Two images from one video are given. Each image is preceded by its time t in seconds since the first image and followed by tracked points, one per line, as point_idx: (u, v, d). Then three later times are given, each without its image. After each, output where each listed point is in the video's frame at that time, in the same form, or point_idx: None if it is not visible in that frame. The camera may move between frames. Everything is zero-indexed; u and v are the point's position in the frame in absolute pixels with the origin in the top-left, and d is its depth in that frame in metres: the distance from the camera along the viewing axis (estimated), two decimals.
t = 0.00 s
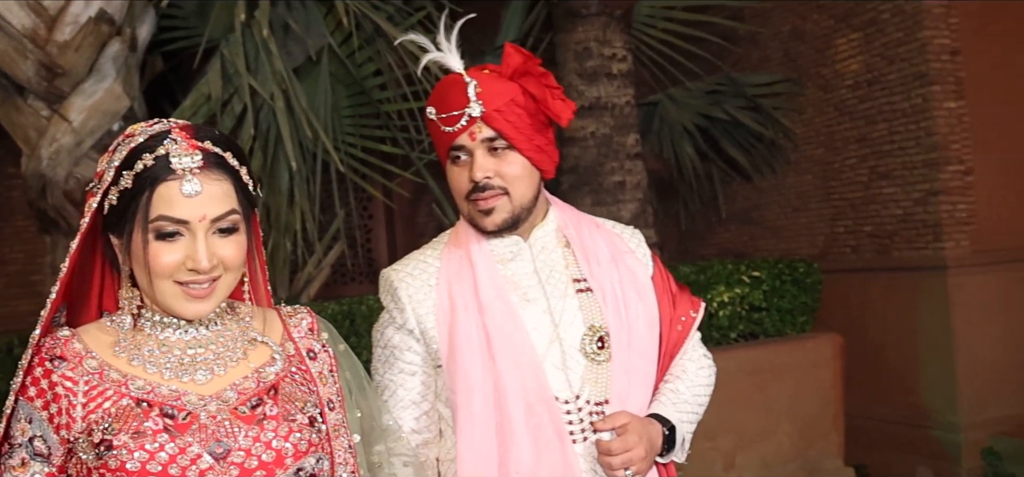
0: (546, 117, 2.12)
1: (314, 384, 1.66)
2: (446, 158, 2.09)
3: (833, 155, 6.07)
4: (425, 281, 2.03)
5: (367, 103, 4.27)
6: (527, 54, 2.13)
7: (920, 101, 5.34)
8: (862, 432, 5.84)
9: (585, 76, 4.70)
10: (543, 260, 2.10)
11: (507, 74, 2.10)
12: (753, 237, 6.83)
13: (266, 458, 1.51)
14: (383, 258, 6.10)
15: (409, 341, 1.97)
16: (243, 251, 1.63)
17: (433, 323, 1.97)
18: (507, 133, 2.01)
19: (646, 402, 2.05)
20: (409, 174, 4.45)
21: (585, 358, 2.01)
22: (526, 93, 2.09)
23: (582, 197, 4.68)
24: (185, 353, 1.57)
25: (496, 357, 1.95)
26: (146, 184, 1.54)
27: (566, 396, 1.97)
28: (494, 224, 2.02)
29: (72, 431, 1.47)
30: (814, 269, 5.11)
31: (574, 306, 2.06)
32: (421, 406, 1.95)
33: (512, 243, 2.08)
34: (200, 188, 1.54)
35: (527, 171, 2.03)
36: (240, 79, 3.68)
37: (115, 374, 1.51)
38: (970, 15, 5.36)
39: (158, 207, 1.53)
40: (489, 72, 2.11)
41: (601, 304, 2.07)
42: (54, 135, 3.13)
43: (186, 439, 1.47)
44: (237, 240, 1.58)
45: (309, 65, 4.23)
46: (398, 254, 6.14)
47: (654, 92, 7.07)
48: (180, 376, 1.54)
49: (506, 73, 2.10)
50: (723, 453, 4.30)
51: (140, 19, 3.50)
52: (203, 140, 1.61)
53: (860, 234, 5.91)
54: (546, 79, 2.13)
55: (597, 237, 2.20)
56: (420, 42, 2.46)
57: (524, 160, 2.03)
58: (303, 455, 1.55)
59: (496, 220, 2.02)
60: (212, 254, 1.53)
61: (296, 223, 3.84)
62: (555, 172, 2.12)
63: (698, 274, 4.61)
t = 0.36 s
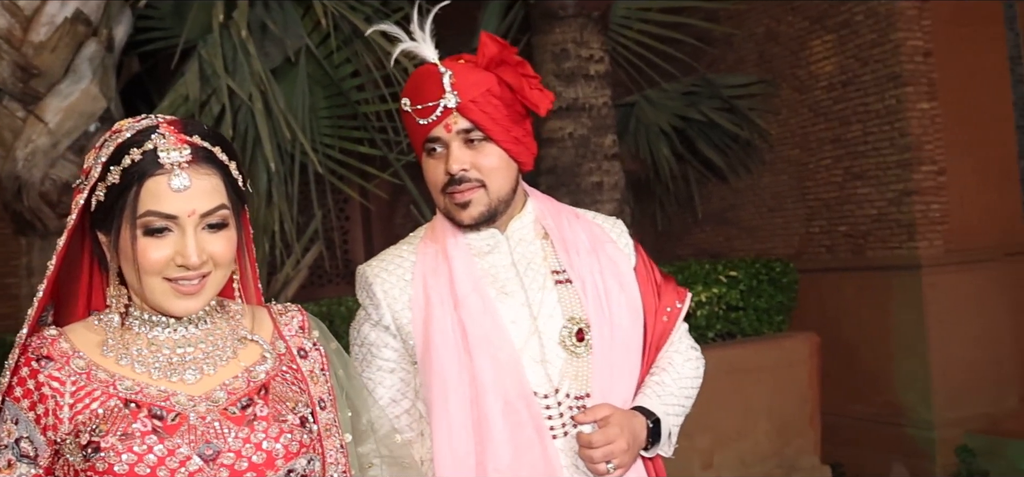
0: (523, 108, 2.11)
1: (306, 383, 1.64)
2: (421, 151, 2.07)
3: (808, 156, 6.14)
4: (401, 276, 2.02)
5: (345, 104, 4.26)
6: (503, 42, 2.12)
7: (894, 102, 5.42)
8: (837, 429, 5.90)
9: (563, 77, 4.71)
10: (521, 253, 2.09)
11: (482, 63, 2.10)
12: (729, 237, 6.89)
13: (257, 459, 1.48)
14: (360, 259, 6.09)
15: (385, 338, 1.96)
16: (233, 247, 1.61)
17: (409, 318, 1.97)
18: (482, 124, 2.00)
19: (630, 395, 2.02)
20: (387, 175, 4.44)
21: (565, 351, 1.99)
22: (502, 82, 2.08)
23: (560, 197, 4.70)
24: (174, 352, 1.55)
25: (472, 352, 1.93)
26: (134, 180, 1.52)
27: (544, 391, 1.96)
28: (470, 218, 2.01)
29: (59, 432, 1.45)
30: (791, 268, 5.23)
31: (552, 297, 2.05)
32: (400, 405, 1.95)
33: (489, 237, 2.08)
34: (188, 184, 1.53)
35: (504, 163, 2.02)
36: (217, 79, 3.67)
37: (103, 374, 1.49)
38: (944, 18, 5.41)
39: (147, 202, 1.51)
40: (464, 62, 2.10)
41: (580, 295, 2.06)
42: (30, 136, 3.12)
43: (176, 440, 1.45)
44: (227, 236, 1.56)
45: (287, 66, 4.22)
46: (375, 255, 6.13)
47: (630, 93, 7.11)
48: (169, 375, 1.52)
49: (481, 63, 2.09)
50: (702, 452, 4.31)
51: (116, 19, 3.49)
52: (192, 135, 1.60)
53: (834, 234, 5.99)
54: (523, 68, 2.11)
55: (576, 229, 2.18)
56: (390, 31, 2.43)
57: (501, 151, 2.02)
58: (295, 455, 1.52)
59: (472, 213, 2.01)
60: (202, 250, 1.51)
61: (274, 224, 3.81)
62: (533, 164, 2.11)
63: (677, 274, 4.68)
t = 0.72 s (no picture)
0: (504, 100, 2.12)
1: (296, 380, 1.62)
2: (400, 143, 2.07)
3: (783, 155, 6.19)
4: (379, 274, 2.02)
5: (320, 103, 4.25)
6: (482, 33, 2.12)
7: (868, 101, 5.47)
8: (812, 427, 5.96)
9: (540, 76, 4.72)
10: (501, 249, 2.09)
11: (462, 54, 2.10)
12: (704, 236, 6.93)
13: (248, 459, 1.46)
14: (335, 259, 6.06)
15: (363, 336, 1.96)
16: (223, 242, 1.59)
17: (387, 316, 1.97)
18: (462, 117, 2.00)
19: (616, 391, 2.00)
20: (363, 174, 4.42)
21: (545, 349, 2.00)
22: (482, 74, 2.08)
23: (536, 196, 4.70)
24: (162, 349, 1.53)
25: (450, 350, 1.93)
26: (120, 172, 1.49)
27: (523, 390, 1.95)
28: (450, 213, 2.01)
29: (45, 432, 1.43)
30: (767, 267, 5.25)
31: (532, 293, 2.05)
32: (379, 404, 1.94)
33: (468, 232, 2.08)
34: (176, 176, 1.50)
35: (485, 157, 2.02)
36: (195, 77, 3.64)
37: (90, 373, 1.47)
38: (919, 19, 5.54)
39: (133, 195, 1.49)
40: (444, 53, 2.10)
41: (560, 291, 2.06)
42: (4, 135, 3.10)
43: (164, 441, 1.43)
44: (216, 229, 1.54)
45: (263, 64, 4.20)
46: (350, 254, 6.10)
47: (606, 92, 7.13)
48: (157, 374, 1.49)
49: (461, 53, 2.09)
50: (678, 449, 4.34)
51: (92, 17, 3.45)
52: (179, 127, 1.57)
53: (809, 233, 6.04)
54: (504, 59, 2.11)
55: (558, 224, 2.18)
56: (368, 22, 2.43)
57: (482, 145, 2.02)
58: (286, 455, 1.50)
59: (451, 208, 2.00)
60: (190, 244, 1.48)
61: (251, 223, 3.78)
62: (513, 157, 2.11)
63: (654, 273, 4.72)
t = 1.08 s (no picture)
0: (488, 95, 2.11)
1: (287, 379, 1.63)
2: (382, 139, 2.06)
3: (755, 156, 6.24)
4: (361, 272, 2.01)
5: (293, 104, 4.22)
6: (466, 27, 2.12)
7: (840, 102, 5.56)
8: (786, 425, 6.02)
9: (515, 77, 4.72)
10: (484, 246, 2.08)
11: (446, 49, 2.10)
12: (678, 236, 6.96)
13: (239, 460, 1.47)
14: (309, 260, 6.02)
15: (346, 337, 1.96)
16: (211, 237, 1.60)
17: (368, 315, 1.96)
18: (445, 112, 1.99)
19: (602, 390, 2.00)
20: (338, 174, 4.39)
21: (526, 348, 2.00)
22: (466, 69, 2.08)
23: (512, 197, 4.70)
24: (149, 348, 1.54)
25: (430, 349, 1.92)
26: (105, 167, 1.50)
27: (501, 392, 1.94)
28: (434, 210, 2.00)
29: (30, 435, 1.43)
30: (741, 266, 5.22)
31: (514, 290, 2.05)
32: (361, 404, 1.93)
33: (451, 228, 2.07)
34: (164, 171, 1.51)
35: (469, 153, 2.02)
36: (170, 76, 3.61)
37: (75, 374, 1.47)
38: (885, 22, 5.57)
39: (119, 190, 1.49)
40: (427, 47, 2.10)
41: (542, 288, 2.06)
42: None
43: (154, 442, 1.44)
44: (204, 225, 1.55)
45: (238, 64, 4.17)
46: (324, 255, 6.06)
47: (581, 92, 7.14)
48: (145, 373, 1.50)
49: (444, 48, 2.09)
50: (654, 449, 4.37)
51: (65, 15, 3.59)
52: (166, 121, 1.58)
53: (782, 233, 6.08)
54: (488, 54, 2.11)
55: (542, 218, 2.17)
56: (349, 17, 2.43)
57: (466, 141, 2.02)
58: (278, 455, 1.51)
59: (434, 205, 1.99)
60: (178, 240, 1.49)
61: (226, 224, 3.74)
62: (498, 153, 2.10)
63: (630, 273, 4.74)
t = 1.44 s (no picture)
0: (472, 90, 2.10)
1: (274, 377, 1.61)
2: (365, 134, 2.05)
3: (723, 156, 6.26)
4: (342, 271, 2.00)
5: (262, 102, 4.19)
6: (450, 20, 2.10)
7: (807, 103, 5.66)
8: (755, 424, 6.09)
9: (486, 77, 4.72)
10: (467, 243, 2.07)
11: (430, 42, 2.08)
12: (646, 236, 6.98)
13: (231, 462, 1.45)
14: (277, 260, 5.97)
15: (329, 335, 1.95)
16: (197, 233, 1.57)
17: (349, 314, 1.95)
18: (428, 107, 1.98)
19: (587, 391, 2.01)
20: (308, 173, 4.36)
21: (507, 347, 1.99)
22: (449, 63, 2.07)
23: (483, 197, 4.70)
24: (133, 348, 1.50)
25: (410, 349, 1.91)
26: (89, 160, 1.47)
27: (482, 392, 1.93)
28: (416, 207, 2.00)
29: (11, 440, 1.39)
30: (710, 266, 5.28)
31: (497, 288, 2.04)
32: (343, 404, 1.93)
33: (433, 226, 2.07)
34: (151, 164, 1.48)
35: (453, 150, 2.02)
36: (140, 75, 3.56)
37: (57, 377, 1.43)
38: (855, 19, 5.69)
39: (105, 184, 1.46)
40: (411, 40, 2.09)
41: (526, 285, 2.05)
42: None
43: (142, 444, 1.40)
44: (191, 221, 1.53)
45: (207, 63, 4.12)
46: (292, 255, 6.02)
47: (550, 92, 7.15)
48: (129, 375, 1.47)
49: (429, 41, 2.07)
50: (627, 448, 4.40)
51: (32, 12, 3.52)
52: (150, 113, 1.55)
53: (750, 233, 6.15)
54: (473, 48, 2.09)
55: (526, 214, 2.16)
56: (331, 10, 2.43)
57: (450, 137, 2.01)
58: (270, 456, 1.49)
59: (417, 202, 1.99)
60: (167, 235, 1.47)
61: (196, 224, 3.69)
62: (483, 149, 2.11)
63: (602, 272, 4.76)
